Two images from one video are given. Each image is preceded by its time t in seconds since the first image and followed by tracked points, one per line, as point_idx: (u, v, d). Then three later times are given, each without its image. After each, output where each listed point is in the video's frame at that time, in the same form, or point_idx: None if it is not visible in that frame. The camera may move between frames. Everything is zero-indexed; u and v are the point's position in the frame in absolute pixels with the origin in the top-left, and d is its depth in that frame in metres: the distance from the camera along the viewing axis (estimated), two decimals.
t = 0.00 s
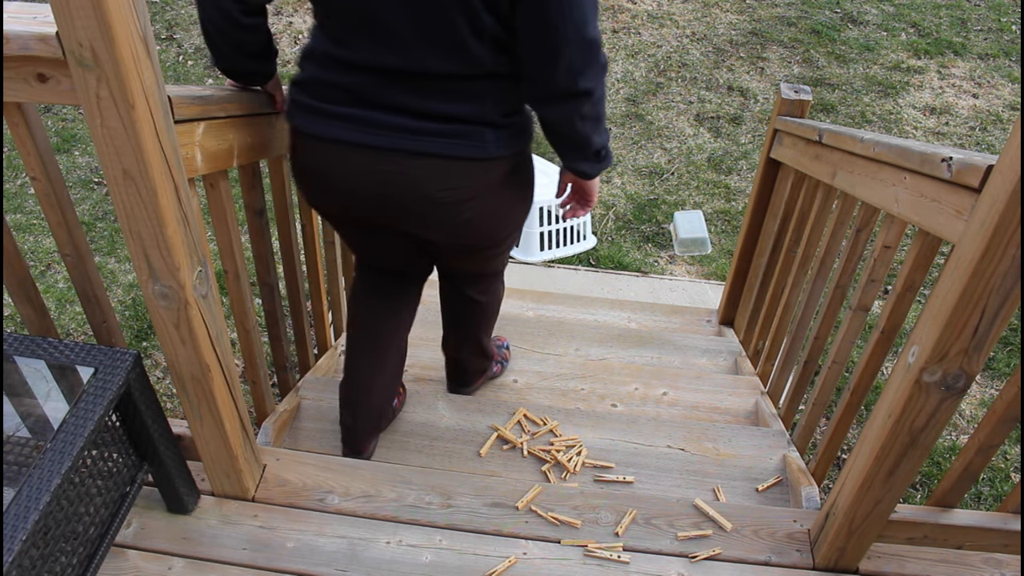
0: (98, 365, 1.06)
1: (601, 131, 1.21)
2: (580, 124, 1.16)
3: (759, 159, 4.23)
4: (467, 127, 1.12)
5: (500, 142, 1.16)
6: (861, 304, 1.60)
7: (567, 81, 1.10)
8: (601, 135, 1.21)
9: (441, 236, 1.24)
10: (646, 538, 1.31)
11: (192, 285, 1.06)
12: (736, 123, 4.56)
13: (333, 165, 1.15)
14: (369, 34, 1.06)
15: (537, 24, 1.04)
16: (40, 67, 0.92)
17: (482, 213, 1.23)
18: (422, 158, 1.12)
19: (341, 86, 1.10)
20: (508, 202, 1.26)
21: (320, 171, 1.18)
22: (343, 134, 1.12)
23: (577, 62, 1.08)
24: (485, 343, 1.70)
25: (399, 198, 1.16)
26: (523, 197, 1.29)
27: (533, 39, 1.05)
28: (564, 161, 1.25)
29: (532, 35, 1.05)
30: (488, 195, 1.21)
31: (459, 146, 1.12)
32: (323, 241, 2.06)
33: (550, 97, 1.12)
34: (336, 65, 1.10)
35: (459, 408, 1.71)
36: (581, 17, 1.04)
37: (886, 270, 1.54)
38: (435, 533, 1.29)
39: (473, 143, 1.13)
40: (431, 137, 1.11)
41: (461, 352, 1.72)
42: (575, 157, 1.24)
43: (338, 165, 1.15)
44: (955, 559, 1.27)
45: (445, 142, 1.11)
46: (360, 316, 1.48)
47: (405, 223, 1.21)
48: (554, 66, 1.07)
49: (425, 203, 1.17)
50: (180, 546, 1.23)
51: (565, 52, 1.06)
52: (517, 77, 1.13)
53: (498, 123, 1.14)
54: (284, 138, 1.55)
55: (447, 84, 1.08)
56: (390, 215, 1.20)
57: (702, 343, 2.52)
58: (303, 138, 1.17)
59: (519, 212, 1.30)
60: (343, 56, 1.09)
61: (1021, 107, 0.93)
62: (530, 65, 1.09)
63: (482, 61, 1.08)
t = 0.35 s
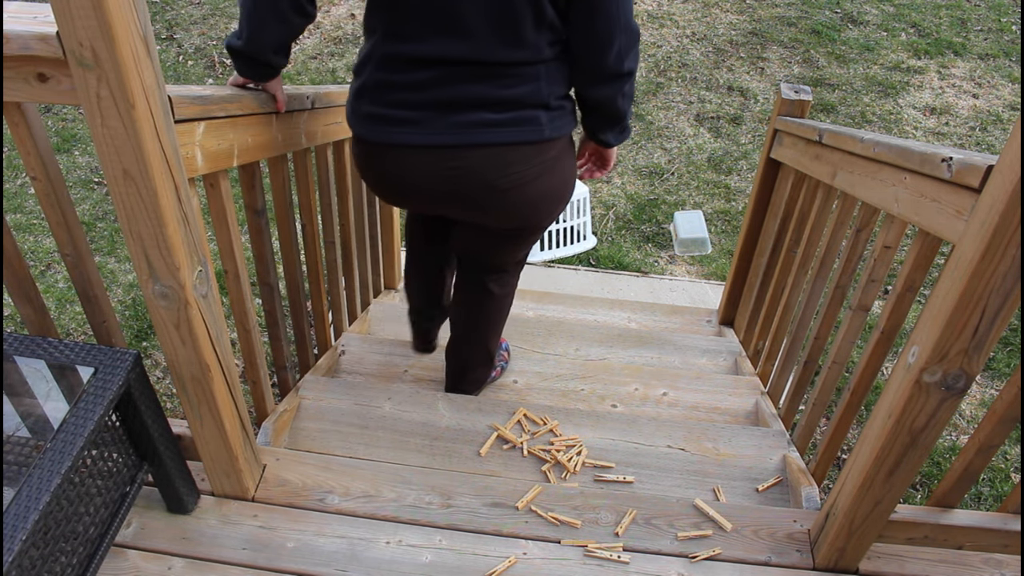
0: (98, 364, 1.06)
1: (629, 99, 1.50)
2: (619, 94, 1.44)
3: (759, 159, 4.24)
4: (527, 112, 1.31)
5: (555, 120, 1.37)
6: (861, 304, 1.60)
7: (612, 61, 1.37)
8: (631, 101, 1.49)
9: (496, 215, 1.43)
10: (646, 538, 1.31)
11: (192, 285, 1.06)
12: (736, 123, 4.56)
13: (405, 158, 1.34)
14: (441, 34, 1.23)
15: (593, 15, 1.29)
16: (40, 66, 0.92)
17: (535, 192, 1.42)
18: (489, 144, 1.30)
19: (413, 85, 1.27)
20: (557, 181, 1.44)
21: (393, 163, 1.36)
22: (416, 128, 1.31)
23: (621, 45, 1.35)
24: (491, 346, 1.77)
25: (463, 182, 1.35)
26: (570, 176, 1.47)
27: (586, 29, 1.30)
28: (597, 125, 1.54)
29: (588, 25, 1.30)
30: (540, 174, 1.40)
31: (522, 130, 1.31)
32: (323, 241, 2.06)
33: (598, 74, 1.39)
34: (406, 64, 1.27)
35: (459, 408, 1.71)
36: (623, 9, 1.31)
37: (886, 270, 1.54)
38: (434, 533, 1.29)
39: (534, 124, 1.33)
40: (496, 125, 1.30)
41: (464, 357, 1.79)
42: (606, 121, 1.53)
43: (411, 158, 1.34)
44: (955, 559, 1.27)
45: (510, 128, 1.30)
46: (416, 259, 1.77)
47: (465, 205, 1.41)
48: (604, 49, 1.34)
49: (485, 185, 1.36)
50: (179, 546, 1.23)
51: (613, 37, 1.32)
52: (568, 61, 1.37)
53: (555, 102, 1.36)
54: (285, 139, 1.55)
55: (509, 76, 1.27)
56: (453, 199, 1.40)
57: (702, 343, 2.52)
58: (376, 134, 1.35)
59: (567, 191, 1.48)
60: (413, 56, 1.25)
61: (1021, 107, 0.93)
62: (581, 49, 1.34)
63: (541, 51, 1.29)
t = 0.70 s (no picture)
0: (98, 365, 1.06)
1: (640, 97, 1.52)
2: (630, 92, 1.46)
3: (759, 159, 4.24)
4: (538, 109, 1.32)
5: (567, 117, 1.38)
6: (861, 304, 1.60)
7: (621, 61, 1.38)
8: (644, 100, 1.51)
9: (507, 209, 1.44)
10: (646, 538, 1.31)
11: (192, 285, 1.06)
12: (736, 123, 4.56)
13: (419, 153, 1.35)
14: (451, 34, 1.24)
15: (603, 18, 1.30)
16: (40, 66, 0.92)
17: (545, 185, 1.43)
18: (500, 140, 1.32)
19: (426, 83, 1.29)
20: (568, 173, 1.45)
21: (406, 158, 1.37)
22: (429, 124, 1.32)
23: (629, 45, 1.36)
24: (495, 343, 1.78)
25: (475, 177, 1.36)
26: (580, 169, 1.48)
27: (595, 30, 1.31)
28: (612, 123, 1.56)
29: (598, 26, 1.31)
30: (551, 168, 1.41)
31: (532, 127, 1.33)
32: (323, 241, 2.06)
33: (608, 73, 1.40)
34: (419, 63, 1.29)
35: (459, 408, 1.71)
36: (632, 10, 1.31)
37: (886, 270, 1.54)
38: (434, 533, 1.29)
39: (545, 122, 1.34)
40: (508, 122, 1.31)
41: (467, 354, 1.79)
42: (621, 120, 1.54)
43: (423, 152, 1.35)
44: (955, 559, 1.27)
45: (521, 125, 1.32)
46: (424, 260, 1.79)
47: (476, 198, 1.41)
48: (613, 50, 1.35)
49: (497, 179, 1.37)
50: (179, 546, 1.23)
51: (622, 37, 1.34)
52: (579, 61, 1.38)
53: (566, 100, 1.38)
54: (285, 139, 1.55)
55: (518, 74, 1.28)
56: (464, 192, 1.41)
57: (702, 344, 2.52)
58: (390, 130, 1.36)
59: (578, 183, 1.50)
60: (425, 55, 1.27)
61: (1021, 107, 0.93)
62: (591, 50, 1.35)
63: (550, 51, 1.30)
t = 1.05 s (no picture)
0: (98, 365, 1.06)
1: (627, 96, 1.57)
2: (617, 96, 1.51)
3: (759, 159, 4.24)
4: (531, 117, 1.40)
5: (559, 124, 1.45)
6: (861, 304, 1.60)
7: (606, 70, 1.43)
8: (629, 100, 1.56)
9: (511, 207, 1.53)
10: (645, 538, 1.31)
11: (192, 285, 1.06)
12: (736, 123, 4.56)
13: (425, 158, 1.44)
14: (443, 57, 1.34)
15: (583, 35, 1.35)
16: (40, 66, 0.92)
17: (546, 183, 1.50)
18: (499, 146, 1.40)
19: (424, 99, 1.39)
20: (569, 172, 1.52)
21: (414, 164, 1.46)
22: (432, 133, 1.41)
23: (613, 56, 1.41)
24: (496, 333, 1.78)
25: (478, 180, 1.45)
26: (579, 168, 1.55)
27: (580, 45, 1.37)
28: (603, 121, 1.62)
29: (579, 42, 1.36)
30: (550, 168, 1.48)
31: (526, 135, 1.41)
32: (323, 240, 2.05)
33: (594, 82, 1.46)
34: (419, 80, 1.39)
35: (459, 408, 1.72)
36: (613, 22, 1.36)
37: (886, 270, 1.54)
38: (435, 533, 1.29)
39: (537, 132, 1.42)
40: (505, 130, 1.39)
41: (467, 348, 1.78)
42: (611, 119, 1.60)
43: (428, 159, 1.44)
44: (955, 559, 1.27)
45: (517, 132, 1.40)
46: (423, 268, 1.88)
47: (482, 198, 1.50)
48: (596, 63, 1.40)
49: (499, 180, 1.45)
50: (180, 546, 1.23)
51: (605, 50, 1.39)
52: (566, 72, 1.44)
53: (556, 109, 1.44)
54: (285, 139, 1.55)
55: (508, 88, 1.37)
56: (470, 193, 1.49)
57: (702, 344, 2.52)
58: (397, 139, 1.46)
59: (579, 180, 1.56)
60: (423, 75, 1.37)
61: (1021, 107, 0.93)
62: (576, 61, 1.41)
63: (536, 67, 1.37)
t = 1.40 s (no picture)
0: (98, 365, 1.06)
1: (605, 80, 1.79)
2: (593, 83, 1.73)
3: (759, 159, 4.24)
4: (513, 121, 1.62)
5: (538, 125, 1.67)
6: (861, 304, 1.60)
7: (585, 59, 1.65)
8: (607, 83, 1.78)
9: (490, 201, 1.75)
10: (645, 538, 1.31)
11: (191, 285, 1.06)
12: (736, 123, 4.56)
13: (415, 155, 1.64)
14: (436, 60, 1.53)
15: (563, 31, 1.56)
16: (40, 66, 0.92)
17: (521, 183, 1.74)
18: (484, 145, 1.62)
19: (418, 102, 1.59)
20: (542, 171, 1.76)
21: (404, 159, 1.66)
22: (424, 133, 1.61)
23: (591, 47, 1.62)
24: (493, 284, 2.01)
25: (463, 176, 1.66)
26: (552, 165, 1.78)
27: (560, 42, 1.58)
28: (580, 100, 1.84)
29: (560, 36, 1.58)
30: (527, 167, 1.71)
31: (508, 134, 1.63)
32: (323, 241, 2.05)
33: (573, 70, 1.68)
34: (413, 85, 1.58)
35: (459, 408, 1.72)
36: (589, 19, 1.57)
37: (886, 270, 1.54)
38: (434, 533, 1.29)
39: (519, 130, 1.63)
40: (490, 132, 1.61)
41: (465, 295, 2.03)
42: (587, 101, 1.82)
43: (418, 156, 1.64)
44: (955, 559, 1.27)
45: (501, 135, 1.62)
46: (419, 273, 2.01)
47: (465, 195, 1.71)
48: (575, 54, 1.62)
49: (482, 178, 1.67)
50: (180, 546, 1.23)
51: (584, 44, 1.60)
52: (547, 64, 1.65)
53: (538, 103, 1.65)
54: (285, 139, 1.55)
55: (493, 94, 1.57)
56: (454, 187, 1.70)
57: (702, 344, 2.52)
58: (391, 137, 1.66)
59: (550, 176, 1.80)
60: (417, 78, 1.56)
61: (1022, 107, 0.93)
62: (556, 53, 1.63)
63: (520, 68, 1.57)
